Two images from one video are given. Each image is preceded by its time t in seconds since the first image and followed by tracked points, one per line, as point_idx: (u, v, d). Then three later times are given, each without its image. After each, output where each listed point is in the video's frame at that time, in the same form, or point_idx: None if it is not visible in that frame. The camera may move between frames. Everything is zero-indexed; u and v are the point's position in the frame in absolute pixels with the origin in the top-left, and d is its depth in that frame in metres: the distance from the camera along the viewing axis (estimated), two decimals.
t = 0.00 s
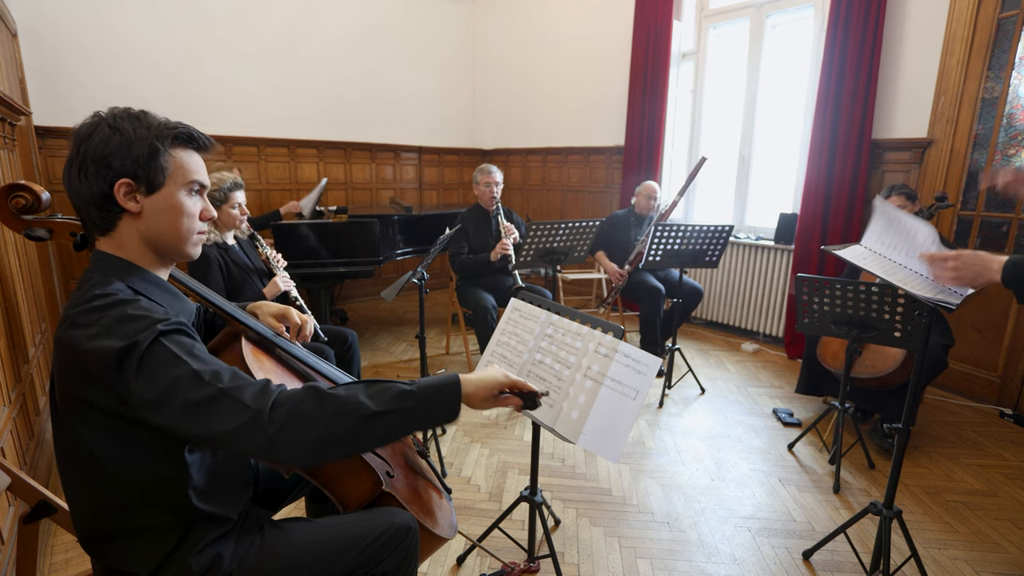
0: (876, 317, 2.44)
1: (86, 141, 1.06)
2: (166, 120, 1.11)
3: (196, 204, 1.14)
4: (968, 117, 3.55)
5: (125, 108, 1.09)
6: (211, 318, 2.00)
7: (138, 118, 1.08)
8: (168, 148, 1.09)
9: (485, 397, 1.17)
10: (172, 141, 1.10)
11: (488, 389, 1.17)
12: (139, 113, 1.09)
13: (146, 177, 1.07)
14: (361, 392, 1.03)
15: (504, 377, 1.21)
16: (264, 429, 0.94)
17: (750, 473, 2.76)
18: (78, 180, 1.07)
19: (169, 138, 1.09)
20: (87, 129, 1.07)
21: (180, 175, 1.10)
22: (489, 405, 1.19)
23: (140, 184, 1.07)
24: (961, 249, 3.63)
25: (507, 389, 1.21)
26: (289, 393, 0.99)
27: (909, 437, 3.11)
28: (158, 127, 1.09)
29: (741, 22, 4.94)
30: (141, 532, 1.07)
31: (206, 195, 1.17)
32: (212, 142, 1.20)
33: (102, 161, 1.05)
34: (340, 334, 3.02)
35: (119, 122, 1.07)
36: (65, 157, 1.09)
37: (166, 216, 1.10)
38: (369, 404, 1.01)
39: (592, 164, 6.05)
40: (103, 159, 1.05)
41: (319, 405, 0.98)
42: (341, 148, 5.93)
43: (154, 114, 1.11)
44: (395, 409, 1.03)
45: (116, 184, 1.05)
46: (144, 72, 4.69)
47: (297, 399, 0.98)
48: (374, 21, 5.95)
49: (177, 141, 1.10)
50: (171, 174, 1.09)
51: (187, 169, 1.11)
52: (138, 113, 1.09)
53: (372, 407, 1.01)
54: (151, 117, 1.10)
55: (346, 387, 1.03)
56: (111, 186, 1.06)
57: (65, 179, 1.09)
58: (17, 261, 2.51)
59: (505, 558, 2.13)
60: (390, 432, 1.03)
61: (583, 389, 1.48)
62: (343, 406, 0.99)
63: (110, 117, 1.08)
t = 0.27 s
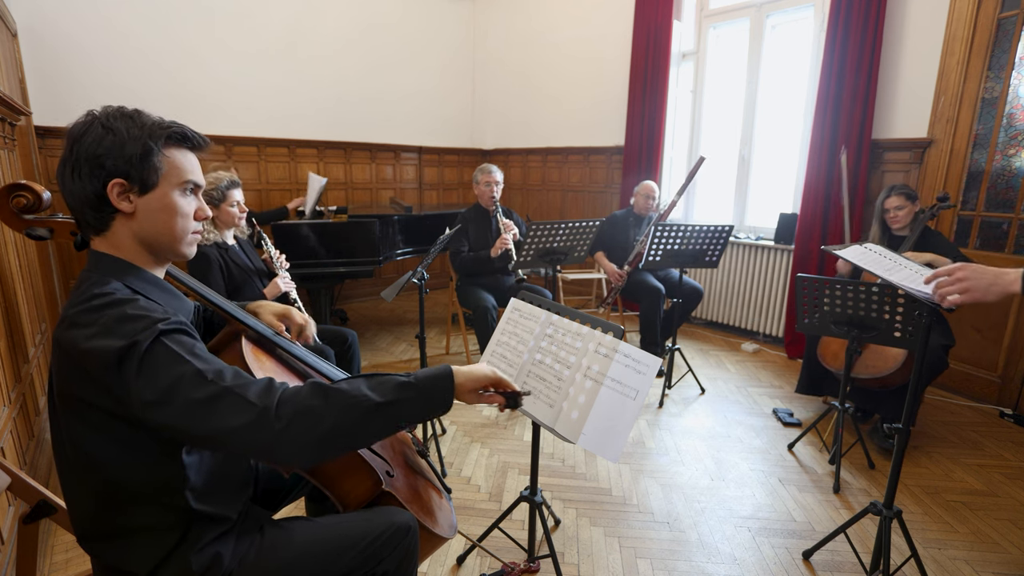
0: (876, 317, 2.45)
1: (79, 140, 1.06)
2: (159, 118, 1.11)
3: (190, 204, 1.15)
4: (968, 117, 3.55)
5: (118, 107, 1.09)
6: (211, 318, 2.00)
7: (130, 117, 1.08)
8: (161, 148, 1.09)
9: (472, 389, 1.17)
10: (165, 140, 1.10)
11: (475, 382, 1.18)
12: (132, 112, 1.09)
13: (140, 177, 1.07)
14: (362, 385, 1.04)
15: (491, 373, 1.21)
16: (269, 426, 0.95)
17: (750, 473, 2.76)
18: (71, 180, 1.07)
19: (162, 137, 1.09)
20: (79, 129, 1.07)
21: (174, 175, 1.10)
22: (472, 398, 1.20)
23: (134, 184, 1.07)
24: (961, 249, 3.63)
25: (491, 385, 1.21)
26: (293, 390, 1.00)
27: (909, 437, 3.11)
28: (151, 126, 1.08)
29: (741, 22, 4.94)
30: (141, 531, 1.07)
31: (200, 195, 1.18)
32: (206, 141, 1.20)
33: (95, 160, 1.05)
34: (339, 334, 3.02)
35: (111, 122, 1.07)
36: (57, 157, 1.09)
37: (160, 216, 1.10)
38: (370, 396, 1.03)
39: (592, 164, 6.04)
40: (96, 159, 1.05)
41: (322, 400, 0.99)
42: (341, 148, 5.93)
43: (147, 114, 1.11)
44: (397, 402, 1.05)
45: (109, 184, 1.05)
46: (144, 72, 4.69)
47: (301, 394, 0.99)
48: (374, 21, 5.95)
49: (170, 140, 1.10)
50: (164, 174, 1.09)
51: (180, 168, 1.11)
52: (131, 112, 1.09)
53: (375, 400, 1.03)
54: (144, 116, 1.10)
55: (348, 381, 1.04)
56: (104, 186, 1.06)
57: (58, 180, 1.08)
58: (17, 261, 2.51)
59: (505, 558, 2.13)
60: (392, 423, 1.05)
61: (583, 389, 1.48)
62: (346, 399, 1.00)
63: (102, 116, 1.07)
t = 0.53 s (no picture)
0: (876, 317, 2.45)
1: (84, 140, 1.06)
2: (163, 120, 1.11)
3: (192, 205, 1.15)
4: (968, 117, 3.55)
5: (123, 108, 1.09)
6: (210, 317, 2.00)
7: (135, 119, 1.09)
8: (165, 149, 1.09)
9: (451, 384, 1.21)
10: (169, 141, 1.10)
11: (455, 377, 1.21)
12: (137, 114, 1.09)
13: (143, 177, 1.07)
14: (359, 386, 1.07)
15: (470, 373, 1.24)
16: (275, 430, 0.97)
17: (750, 473, 2.76)
18: (75, 179, 1.07)
19: (166, 138, 1.09)
20: (84, 128, 1.07)
21: (177, 175, 1.10)
22: (449, 393, 1.23)
23: (137, 184, 1.07)
24: (961, 249, 3.63)
25: (468, 383, 1.24)
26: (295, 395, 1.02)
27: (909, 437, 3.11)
28: (156, 127, 1.09)
29: (741, 22, 4.94)
30: (140, 531, 1.07)
31: (202, 196, 1.18)
32: (210, 143, 1.20)
33: (99, 160, 1.05)
34: (339, 334, 3.02)
35: (116, 122, 1.07)
36: (61, 156, 1.09)
37: (163, 216, 1.10)
38: (367, 395, 1.06)
39: (592, 164, 6.04)
40: (100, 159, 1.05)
41: (323, 402, 1.02)
42: (341, 148, 5.93)
43: (152, 115, 1.11)
44: (391, 400, 1.09)
45: (113, 184, 1.05)
46: (144, 72, 4.69)
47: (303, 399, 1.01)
48: (374, 21, 5.95)
49: (174, 141, 1.11)
50: (167, 174, 1.09)
51: (184, 169, 1.11)
52: (136, 113, 1.09)
53: (371, 399, 1.06)
54: (149, 117, 1.11)
55: (343, 381, 1.07)
56: (108, 185, 1.06)
57: (62, 178, 1.08)
58: (17, 261, 2.51)
59: (505, 558, 2.13)
60: (386, 419, 1.09)
61: (583, 389, 1.48)
62: (345, 400, 1.03)
63: (108, 117, 1.08)
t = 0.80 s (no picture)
0: (876, 317, 2.45)
1: (90, 140, 1.07)
2: (169, 122, 1.11)
3: (195, 207, 1.14)
4: (968, 117, 3.55)
5: (130, 110, 1.10)
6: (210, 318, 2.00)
7: (142, 120, 1.09)
8: (169, 151, 1.09)
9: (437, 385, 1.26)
10: (173, 143, 1.10)
11: (442, 378, 1.26)
12: (143, 116, 1.10)
13: (147, 178, 1.07)
14: (357, 392, 1.10)
15: (456, 374, 1.29)
16: (280, 439, 0.99)
17: (750, 473, 2.76)
18: (79, 178, 1.07)
19: (171, 140, 1.10)
20: (91, 129, 1.08)
21: (181, 177, 1.10)
22: (434, 393, 1.29)
23: (141, 185, 1.07)
24: (961, 249, 3.63)
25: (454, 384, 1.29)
26: (298, 404, 1.04)
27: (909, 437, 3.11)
28: (161, 129, 1.09)
29: (741, 22, 4.94)
30: (139, 531, 1.07)
31: (205, 197, 1.17)
32: (215, 145, 1.20)
33: (104, 160, 1.06)
34: (339, 334, 3.02)
35: (123, 124, 1.08)
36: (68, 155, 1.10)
37: (165, 217, 1.10)
38: (366, 401, 1.10)
39: (592, 164, 6.04)
40: (105, 159, 1.05)
41: (325, 410, 1.05)
42: (341, 148, 5.92)
43: (158, 117, 1.11)
44: (388, 403, 1.13)
45: (117, 184, 1.06)
46: (144, 72, 4.69)
47: (307, 408, 1.04)
48: (374, 21, 5.95)
49: (179, 143, 1.11)
50: (171, 175, 1.09)
51: (188, 171, 1.11)
52: (143, 115, 1.10)
53: (369, 404, 1.10)
54: (155, 119, 1.11)
55: (341, 387, 1.10)
56: (111, 185, 1.06)
57: (66, 177, 1.09)
58: (17, 261, 2.51)
59: (505, 558, 2.13)
60: (383, 423, 1.14)
61: (583, 389, 1.48)
62: (346, 408, 1.06)
63: (115, 118, 1.08)
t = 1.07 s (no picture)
0: (876, 317, 2.45)
1: (97, 139, 1.07)
2: (176, 125, 1.12)
3: (198, 209, 1.15)
4: (968, 117, 3.55)
5: (137, 110, 1.10)
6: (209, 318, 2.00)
7: (149, 122, 1.09)
8: (176, 154, 1.09)
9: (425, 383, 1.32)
10: (180, 146, 1.10)
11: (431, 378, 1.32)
12: (151, 117, 1.10)
13: (153, 179, 1.07)
14: (360, 392, 1.14)
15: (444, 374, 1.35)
16: (292, 441, 1.02)
17: (750, 473, 2.76)
18: (84, 176, 1.07)
19: (178, 143, 1.10)
20: (97, 128, 1.08)
21: (186, 180, 1.11)
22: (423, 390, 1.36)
23: (146, 186, 1.07)
24: (961, 249, 3.63)
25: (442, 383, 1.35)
26: (306, 406, 1.06)
27: (909, 437, 3.11)
28: (169, 132, 1.09)
29: (741, 22, 4.94)
30: (139, 530, 1.07)
31: (208, 201, 1.18)
32: (219, 148, 1.21)
33: (110, 160, 1.05)
34: (340, 334, 3.02)
35: (131, 124, 1.07)
36: (72, 153, 1.09)
37: (168, 219, 1.10)
38: (368, 401, 1.14)
39: (592, 164, 6.04)
40: (111, 159, 1.05)
41: (332, 411, 1.08)
42: (341, 148, 5.92)
43: (166, 119, 1.12)
44: (388, 401, 1.17)
45: (122, 184, 1.05)
46: (144, 72, 4.69)
47: (316, 411, 1.07)
48: (374, 21, 5.95)
49: (186, 146, 1.11)
50: (176, 178, 1.10)
51: (192, 174, 1.11)
52: (151, 116, 1.10)
53: (370, 403, 1.14)
54: (162, 121, 1.11)
55: (342, 388, 1.13)
56: (116, 185, 1.06)
57: (70, 174, 1.08)
58: (17, 261, 2.51)
59: (505, 558, 2.13)
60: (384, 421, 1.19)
61: (583, 389, 1.48)
62: (351, 408, 1.10)
63: (122, 118, 1.08)
